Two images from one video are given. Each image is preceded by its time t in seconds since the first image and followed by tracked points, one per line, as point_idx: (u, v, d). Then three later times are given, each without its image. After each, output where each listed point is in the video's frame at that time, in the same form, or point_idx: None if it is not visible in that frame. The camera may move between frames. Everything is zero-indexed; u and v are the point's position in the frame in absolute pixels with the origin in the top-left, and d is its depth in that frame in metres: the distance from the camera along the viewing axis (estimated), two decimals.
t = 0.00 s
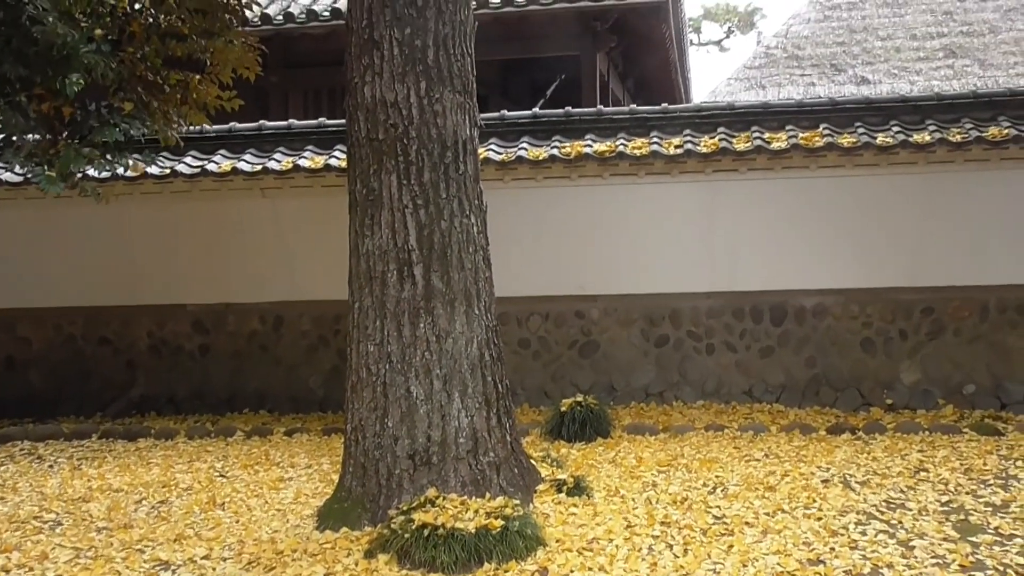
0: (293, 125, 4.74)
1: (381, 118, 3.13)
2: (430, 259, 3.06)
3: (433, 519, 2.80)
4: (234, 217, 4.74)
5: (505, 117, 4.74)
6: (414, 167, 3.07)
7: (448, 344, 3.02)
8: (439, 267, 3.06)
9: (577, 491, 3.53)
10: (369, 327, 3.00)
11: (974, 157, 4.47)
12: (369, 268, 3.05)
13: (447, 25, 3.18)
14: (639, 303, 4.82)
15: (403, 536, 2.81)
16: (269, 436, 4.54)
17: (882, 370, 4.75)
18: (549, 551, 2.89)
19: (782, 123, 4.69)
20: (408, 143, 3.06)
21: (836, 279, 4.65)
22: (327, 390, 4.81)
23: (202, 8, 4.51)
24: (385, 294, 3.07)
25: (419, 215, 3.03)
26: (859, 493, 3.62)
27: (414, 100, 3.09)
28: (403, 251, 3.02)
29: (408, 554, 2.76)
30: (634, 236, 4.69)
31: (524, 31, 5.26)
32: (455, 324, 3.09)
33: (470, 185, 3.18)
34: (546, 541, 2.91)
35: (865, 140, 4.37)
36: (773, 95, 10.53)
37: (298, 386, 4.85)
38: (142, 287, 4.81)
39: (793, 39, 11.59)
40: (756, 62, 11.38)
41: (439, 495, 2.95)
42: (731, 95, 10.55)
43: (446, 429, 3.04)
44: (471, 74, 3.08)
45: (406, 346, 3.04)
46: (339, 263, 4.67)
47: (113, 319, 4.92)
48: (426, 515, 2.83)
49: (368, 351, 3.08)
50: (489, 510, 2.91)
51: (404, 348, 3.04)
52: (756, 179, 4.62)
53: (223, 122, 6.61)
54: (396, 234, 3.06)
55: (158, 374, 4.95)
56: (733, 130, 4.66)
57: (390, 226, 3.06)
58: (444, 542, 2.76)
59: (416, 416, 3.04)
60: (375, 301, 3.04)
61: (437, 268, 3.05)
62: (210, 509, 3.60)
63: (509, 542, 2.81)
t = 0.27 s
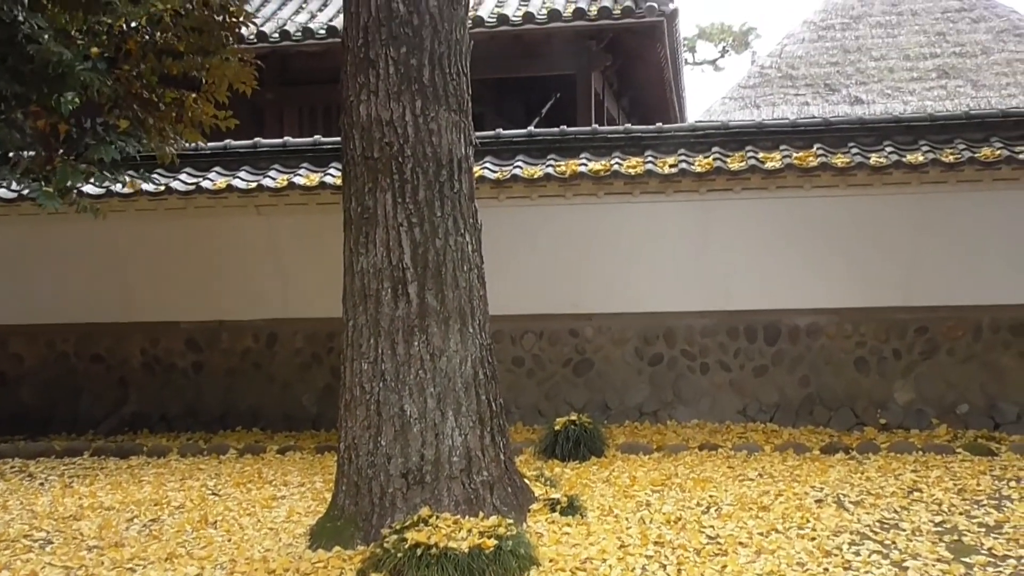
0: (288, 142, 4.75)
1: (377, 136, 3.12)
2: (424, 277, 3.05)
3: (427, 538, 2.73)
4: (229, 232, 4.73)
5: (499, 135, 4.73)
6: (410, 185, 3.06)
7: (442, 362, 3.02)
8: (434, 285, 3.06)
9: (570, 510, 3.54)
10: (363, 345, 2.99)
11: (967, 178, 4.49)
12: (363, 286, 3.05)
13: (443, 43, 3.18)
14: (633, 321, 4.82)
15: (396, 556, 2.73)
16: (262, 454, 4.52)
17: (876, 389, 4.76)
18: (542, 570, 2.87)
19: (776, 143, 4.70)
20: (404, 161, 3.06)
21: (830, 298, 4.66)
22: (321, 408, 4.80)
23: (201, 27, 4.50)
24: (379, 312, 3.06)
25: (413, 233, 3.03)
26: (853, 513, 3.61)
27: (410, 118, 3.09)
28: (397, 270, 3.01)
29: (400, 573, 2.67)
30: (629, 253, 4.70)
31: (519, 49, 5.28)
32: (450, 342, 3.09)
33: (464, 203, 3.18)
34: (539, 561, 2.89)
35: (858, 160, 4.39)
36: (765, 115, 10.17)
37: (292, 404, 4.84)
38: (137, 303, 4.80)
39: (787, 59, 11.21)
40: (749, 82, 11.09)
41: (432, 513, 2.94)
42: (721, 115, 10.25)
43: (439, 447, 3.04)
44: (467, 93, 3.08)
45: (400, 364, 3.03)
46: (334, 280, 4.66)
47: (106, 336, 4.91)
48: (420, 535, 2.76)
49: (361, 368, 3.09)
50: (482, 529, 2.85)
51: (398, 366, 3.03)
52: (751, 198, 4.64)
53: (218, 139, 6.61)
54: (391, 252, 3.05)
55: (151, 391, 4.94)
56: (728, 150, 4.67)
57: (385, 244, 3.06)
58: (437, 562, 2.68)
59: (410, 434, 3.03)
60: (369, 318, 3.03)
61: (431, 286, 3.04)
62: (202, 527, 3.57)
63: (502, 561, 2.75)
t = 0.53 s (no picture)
0: (282, 158, 4.75)
1: (371, 153, 3.12)
2: (417, 294, 3.04)
3: (419, 555, 2.71)
4: (222, 248, 4.73)
5: (493, 152, 4.74)
6: (403, 202, 3.06)
7: (435, 380, 3.00)
8: (427, 301, 3.04)
9: (563, 528, 3.50)
10: (356, 362, 2.97)
11: (958, 196, 4.51)
12: (356, 303, 3.03)
13: (437, 61, 3.19)
14: (626, 338, 4.83)
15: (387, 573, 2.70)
16: (254, 471, 4.50)
17: (868, 407, 4.77)
18: None
19: (769, 160, 4.72)
20: (398, 178, 3.06)
21: (823, 314, 4.67)
22: (313, 425, 4.79)
23: (195, 44, 4.55)
24: (372, 329, 3.04)
25: (407, 250, 3.01)
26: (846, 530, 3.60)
27: (403, 135, 3.09)
28: (391, 286, 3.00)
29: None
30: (623, 268, 4.69)
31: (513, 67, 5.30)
32: (443, 359, 3.05)
33: (458, 221, 3.17)
34: None
35: (851, 178, 4.40)
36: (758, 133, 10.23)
37: (284, 421, 4.83)
38: (129, 318, 4.78)
39: (779, 76, 11.25)
40: (741, 99, 11.09)
41: (424, 531, 2.91)
42: (715, 134, 10.26)
43: (432, 464, 3.00)
44: (461, 110, 3.09)
45: (393, 381, 3.00)
46: (327, 296, 4.66)
47: (97, 352, 4.90)
48: (412, 552, 2.74)
49: (354, 385, 3.04)
50: (474, 547, 2.82)
51: (391, 383, 3.00)
52: (743, 216, 4.65)
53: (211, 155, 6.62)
54: (384, 269, 3.04)
55: (142, 408, 4.92)
56: (721, 167, 4.68)
57: (378, 260, 3.05)
58: None
59: (402, 452, 3.00)
60: (362, 335, 3.01)
61: (425, 303, 3.03)
62: (194, 545, 3.54)
63: None
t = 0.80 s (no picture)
0: (272, 175, 4.75)
1: (361, 169, 3.12)
2: (407, 310, 3.03)
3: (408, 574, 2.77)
4: (212, 264, 4.73)
5: (483, 169, 4.75)
6: (393, 218, 3.06)
7: (424, 397, 2.98)
8: (417, 318, 3.03)
9: (553, 545, 3.45)
10: (345, 379, 2.95)
11: (947, 214, 4.54)
12: (346, 320, 3.02)
13: (427, 78, 3.19)
14: (616, 355, 4.83)
15: None
16: (243, 489, 4.49)
17: (858, 424, 4.78)
18: None
19: (758, 178, 4.73)
20: (388, 195, 3.05)
21: (813, 330, 4.68)
22: (303, 442, 4.78)
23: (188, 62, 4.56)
24: (362, 345, 3.02)
25: (397, 266, 3.00)
26: (836, 548, 3.59)
27: (393, 152, 3.09)
28: (381, 303, 2.99)
29: None
30: (614, 284, 4.69)
31: (503, 84, 5.33)
32: (432, 376, 3.03)
33: (448, 238, 3.17)
34: None
35: (840, 195, 4.42)
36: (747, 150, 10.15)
37: (273, 438, 4.82)
38: (118, 335, 4.76)
39: (769, 94, 11.29)
40: (732, 115, 11.09)
41: (414, 549, 2.91)
42: (705, 152, 10.25)
43: (421, 482, 2.98)
44: (451, 127, 3.09)
45: (382, 398, 2.98)
46: (317, 312, 4.67)
47: (85, 369, 4.89)
48: (401, 570, 2.79)
49: (343, 403, 3.03)
50: (464, 565, 2.88)
51: (381, 400, 2.98)
52: (733, 233, 4.66)
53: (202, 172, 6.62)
54: (374, 285, 3.03)
55: (131, 425, 4.91)
56: (710, 184, 4.70)
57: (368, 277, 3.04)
58: None
59: (392, 470, 2.97)
60: (351, 352, 2.99)
61: (414, 320, 3.02)
62: (181, 563, 3.49)
63: None
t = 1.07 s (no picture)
0: (264, 190, 4.74)
1: (353, 185, 3.13)
2: (399, 326, 3.03)
3: None
4: (204, 279, 4.73)
5: (476, 185, 4.76)
6: (384, 234, 3.07)
7: (415, 414, 2.96)
8: (408, 334, 3.04)
9: (545, 562, 3.43)
10: (337, 396, 2.94)
11: (937, 231, 4.56)
12: (337, 336, 3.01)
13: (419, 94, 3.21)
14: (608, 372, 4.83)
15: None
16: (233, 505, 4.46)
17: (849, 441, 4.78)
18: None
19: (750, 195, 4.74)
20: (379, 211, 3.06)
21: (804, 346, 4.69)
22: (293, 458, 4.77)
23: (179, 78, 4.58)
24: (353, 362, 3.01)
25: (388, 282, 3.01)
26: (828, 565, 3.57)
27: (385, 168, 3.10)
28: (373, 319, 2.99)
29: None
30: (606, 299, 4.70)
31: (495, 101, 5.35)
32: (423, 393, 3.03)
33: (440, 254, 3.17)
34: None
35: (831, 212, 4.44)
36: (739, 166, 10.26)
37: (264, 454, 4.81)
38: (109, 349, 4.77)
39: (760, 110, 11.24)
40: (723, 131, 11.06)
41: (405, 566, 2.88)
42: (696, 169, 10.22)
43: (412, 499, 2.95)
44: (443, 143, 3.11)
45: (373, 415, 2.97)
46: (309, 328, 4.67)
47: (75, 386, 4.90)
48: None
49: (334, 419, 3.01)
50: None
51: (372, 417, 2.97)
52: (724, 249, 4.67)
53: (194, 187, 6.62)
54: (366, 301, 3.03)
55: (121, 441, 4.90)
56: (702, 201, 4.71)
57: (360, 293, 3.03)
58: None
59: (382, 486, 2.96)
60: (343, 369, 2.98)
61: (406, 336, 3.01)
62: None
63: None
